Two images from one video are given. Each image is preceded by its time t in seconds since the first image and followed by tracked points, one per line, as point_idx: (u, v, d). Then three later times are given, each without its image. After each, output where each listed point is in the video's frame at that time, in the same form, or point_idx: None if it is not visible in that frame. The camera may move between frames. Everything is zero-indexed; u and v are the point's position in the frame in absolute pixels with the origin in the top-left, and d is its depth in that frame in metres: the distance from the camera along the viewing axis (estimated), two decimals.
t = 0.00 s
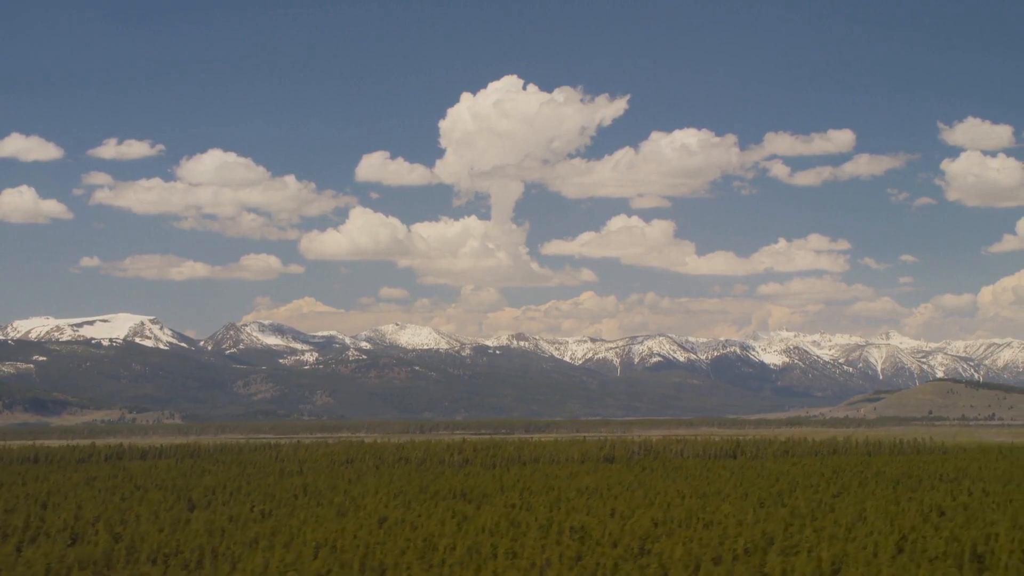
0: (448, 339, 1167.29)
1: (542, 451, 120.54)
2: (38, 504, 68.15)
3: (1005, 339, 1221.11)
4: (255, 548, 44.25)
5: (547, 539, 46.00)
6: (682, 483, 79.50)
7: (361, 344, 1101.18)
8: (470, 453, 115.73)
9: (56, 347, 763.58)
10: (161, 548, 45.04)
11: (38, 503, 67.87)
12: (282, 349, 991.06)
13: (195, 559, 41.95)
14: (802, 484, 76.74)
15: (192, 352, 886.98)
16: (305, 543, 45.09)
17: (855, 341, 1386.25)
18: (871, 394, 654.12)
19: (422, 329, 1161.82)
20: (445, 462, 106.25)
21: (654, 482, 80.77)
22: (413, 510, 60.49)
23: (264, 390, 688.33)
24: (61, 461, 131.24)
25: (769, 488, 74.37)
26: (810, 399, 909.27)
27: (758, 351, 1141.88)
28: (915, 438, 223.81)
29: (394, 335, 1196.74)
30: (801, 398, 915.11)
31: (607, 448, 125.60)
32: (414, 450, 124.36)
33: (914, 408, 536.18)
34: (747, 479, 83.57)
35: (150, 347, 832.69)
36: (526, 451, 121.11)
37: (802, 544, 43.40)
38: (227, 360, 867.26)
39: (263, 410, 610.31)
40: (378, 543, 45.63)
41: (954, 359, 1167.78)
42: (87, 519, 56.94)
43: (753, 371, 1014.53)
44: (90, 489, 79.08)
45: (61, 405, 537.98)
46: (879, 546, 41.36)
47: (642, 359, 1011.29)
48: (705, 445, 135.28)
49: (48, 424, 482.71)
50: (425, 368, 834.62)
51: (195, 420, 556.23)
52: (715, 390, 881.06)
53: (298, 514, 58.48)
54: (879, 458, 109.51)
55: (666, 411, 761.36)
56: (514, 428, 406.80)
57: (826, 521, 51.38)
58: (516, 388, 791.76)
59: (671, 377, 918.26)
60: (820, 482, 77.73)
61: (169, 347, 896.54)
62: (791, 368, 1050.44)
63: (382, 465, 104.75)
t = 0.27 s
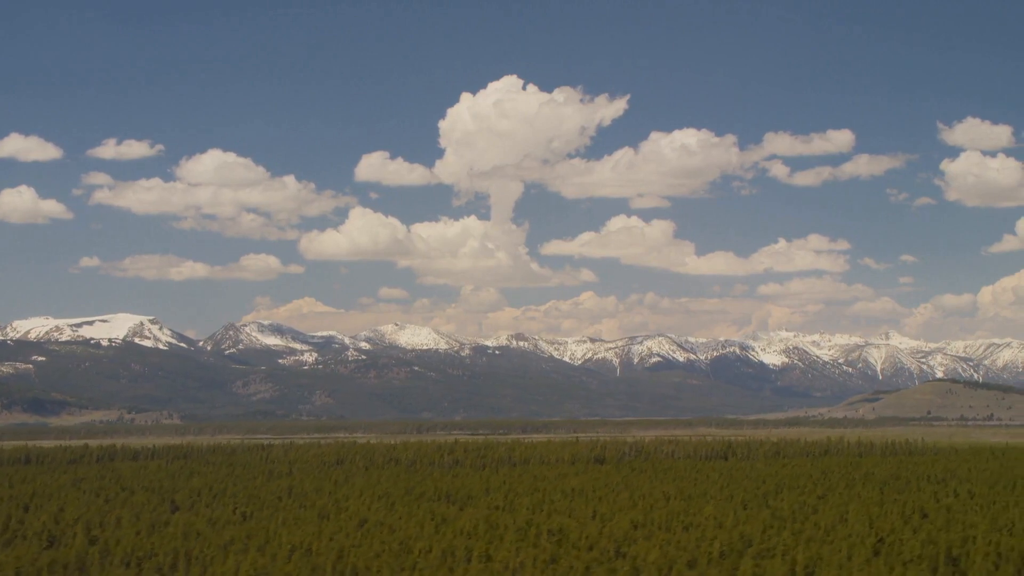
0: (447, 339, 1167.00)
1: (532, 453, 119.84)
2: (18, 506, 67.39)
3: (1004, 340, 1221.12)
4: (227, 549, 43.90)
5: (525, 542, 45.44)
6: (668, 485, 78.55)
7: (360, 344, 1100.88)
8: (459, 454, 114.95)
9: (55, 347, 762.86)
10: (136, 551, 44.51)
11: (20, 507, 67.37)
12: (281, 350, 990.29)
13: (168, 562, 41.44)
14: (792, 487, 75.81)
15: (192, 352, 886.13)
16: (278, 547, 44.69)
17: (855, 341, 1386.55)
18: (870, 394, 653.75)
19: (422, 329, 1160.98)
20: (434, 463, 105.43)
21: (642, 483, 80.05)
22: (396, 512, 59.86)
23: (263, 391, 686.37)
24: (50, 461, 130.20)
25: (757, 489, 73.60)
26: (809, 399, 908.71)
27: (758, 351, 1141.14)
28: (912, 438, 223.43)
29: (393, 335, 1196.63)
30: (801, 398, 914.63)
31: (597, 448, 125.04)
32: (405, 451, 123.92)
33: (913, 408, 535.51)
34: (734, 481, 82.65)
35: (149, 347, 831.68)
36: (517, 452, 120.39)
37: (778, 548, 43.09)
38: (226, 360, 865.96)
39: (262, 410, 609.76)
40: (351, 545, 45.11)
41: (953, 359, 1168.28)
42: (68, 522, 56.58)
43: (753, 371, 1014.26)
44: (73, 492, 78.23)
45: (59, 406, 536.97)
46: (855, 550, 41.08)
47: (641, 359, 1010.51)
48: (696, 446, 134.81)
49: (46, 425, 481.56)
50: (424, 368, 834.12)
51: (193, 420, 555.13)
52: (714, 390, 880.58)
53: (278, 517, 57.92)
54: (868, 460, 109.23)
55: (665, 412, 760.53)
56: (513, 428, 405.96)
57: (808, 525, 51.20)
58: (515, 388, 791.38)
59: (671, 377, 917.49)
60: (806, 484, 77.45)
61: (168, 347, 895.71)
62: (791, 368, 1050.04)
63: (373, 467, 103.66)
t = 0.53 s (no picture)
0: (447, 339, 1166.86)
1: (521, 453, 119.40)
2: None
3: (1004, 340, 1220.83)
4: (196, 553, 43.40)
5: (499, 546, 45.04)
6: (654, 486, 78.06)
7: (360, 344, 1100.77)
8: (449, 455, 114.52)
9: (54, 347, 762.23)
10: (107, 554, 43.92)
11: None
12: (281, 350, 989.67)
13: (135, 567, 40.91)
14: (777, 488, 75.45)
15: (191, 352, 885.65)
16: (250, 551, 44.11)
17: (855, 341, 1386.08)
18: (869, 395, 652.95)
19: (421, 329, 1160.09)
20: (422, 465, 104.95)
21: (627, 485, 79.71)
22: (376, 515, 59.44)
23: (261, 391, 685.40)
24: (40, 463, 129.43)
25: (741, 491, 73.36)
26: (809, 399, 907.48)
27: (757, 352, 1140.77)
28: (911, 439, 222.28)
29: (393, 335, 1196.65)
30: (800, 398, 914.23)
31: (586, 449, 124.72)
32: (395, 452, 123.51)
33: (911, 409, 534.78)
34: (720, 482, 82.25)
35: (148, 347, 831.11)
36: (506, 453, 119.96)
37: (749, 553, 42.84)
38: (225, 360, 865.53)
39: (260, 410, 609.23)
40: (325, 550, 44.65)
41: (953, 359, 1167.99)
42: (46, 525, 56.01)
43: (752, 371, 1013.39)
44: (55, 494, 77.68)
45: (57, 406, 536.20)
46: (827, 553, 40.72)
47: (640, 359, 1009.38)
48: (685, 446, 134.65)
49: (44, 425, 480.17)
50: (423, 368, 834.02)
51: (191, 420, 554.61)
52: (714, 390, 879.85)
53: (255, 519, 57.56)
54: (857, 461, 108.92)
55: (665, 412, 759.92)
56: (511, 428, 405.03)
57: (786, 528, 50.97)
58: (514, 388, 791.02)
59: (670, 377, 916.76)
60: (789, 485, 77.33)
61: (168, 347, 895.27)
62: (790, 369, 1049.63)
63: (360, 468, 103.18)
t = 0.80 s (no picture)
0: (446, 339, 1166.61)
1: (512, 454, 119.20)
2: None
3: (1003, 340, 1220.58)
4: (167, 556, 42.93)
5: (476, 549, 44.73)
6: (640, 488, 77.92)
7: (359, 344, 1100.42)
8: (439, 457, 114.17)
9: (53, 347, 761.60)
10: (80, 557, 43.48)
11: None
12: (280, 350, 989.20)
13: (107, 570, 40.51)
14: (764, 490, 75.24)
15: (190, 352, 885.14)
16: (226, 551, 43.97)
17: (854, 341, 1386.00)
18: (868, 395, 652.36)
19: (421, 329, 1159.80)
20: (413, 466, 104.63)
21: (614, 486, 79.45)
22: (356, 518, 59.04)
23: (261, 391, 684.71)
24: (32, 463, 128.90)
25: (727, 492, 73.14)
26: (808, 399, 907.45)
27: (757, 352, 1140.69)
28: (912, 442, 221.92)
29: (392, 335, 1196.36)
30: (800, 398, 914.06)
31: (577, 450, 124.40)
32: (387, 454, 123.09)
33: (910, 409, 534.35)
34: (707, 483, 81.99)
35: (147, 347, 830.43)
36: (497, 453, 119.60)
37: (727, 553, 42.60)
38: (225, 360, 865.17)
39: (259, 410, 608.88)
40: (300, 553, 44.31)
41: (952, 359, 1167.93)
42: (27, 527, 55.90)
43: (752, 371, 1012.90)
44: (39, 496, 77.28)
45: (56, 406, 535.49)
46: (801, 556, 40.60)
47: (640, 359, 1008.96)
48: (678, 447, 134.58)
49: (43, 425, 479.80)
50: (423, 368, 834.10)
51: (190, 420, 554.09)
52: (713, 391, 879.43)
53: (235, 521, 57.26)
54: (848, 461, 108.72)
55: (664, 412, 759.46)
56: (509, 429, 404.62)
57: (766, 529, 50.74)
58: (514, 389, 790.81)
59: (670, 377, 916.26)
60: (774, 486, 77.35)
61: (167, 347, 894.57)
62: (790, 369, 1049.28)
63: (350, 469, 102.83)
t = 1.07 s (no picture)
0: (446, 339, 1165.97)
1: (503, 455, 118.94)
2: None
3: (1003, 341, 1219.69)
4: (139, 559, 42.54)
5: (453, 554, 44.34)
6: (626, 488, 77.67)
7: (359, 344, 1099.79)
8: (430, 457, 113.85)
9: (52, 347, 760.99)
10: (50, 561, 42.94)
11: None
12: (279, 350, 988.51)
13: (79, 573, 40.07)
14: (750, 491, 75.01)
15: (189, 352, 884.49)
16: (197, 555, 43.60)
17: (854, 341, 1385.61)
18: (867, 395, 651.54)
19: (420, 329, 1160.30)
20: (402, 466, 104.28)
21: (600, 488, 79.21)
22: (337, 520, 58.69)
23: (260, 392, 684.01)
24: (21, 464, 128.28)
25: (712, 494, 72.88)
26: (807, 400, 907.38)
27: (756, 352, 1140.13)
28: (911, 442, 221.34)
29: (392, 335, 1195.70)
30: (799, 399, 913.58)
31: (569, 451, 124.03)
32: (377, 454, 122.85)
33: (908, 409, 533.35)
34: (694, 484, 81.75)
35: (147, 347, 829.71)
36: (488, 454, 119.36)
37: (702, 556, 42.31)
38: (224, 360, 864.39)
39: (258, 411, 608.45)
40: (274, 556, 43.89)
41: (952, 359, 1167.50)
42: (4, 530, 55.42)
43: (751, 372, 1012.16)
44: (22, 497, 76.83)
45: (54, 406, 534.89)
46: (777, 559, 40.29)
47: (639, 359, 1009.35)
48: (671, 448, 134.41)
49: (41, 425, 480.11)
50: (422, 368, 833.53)
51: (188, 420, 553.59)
52: (713, 391, 878.77)
53: (214, 524, 56.91)
54: (839, 462, 108.26)
55: (664, 412, 758.71)
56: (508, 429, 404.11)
57: (744, 531, 50.38)
58: (513, 389, 790.32)
59: (669, 377, 915.53)
60: (760, 487, 77.16)
61: (167, 347, 893.91)
62: (789, 369, 1048.53)
63: (339, 470, 102.64)
